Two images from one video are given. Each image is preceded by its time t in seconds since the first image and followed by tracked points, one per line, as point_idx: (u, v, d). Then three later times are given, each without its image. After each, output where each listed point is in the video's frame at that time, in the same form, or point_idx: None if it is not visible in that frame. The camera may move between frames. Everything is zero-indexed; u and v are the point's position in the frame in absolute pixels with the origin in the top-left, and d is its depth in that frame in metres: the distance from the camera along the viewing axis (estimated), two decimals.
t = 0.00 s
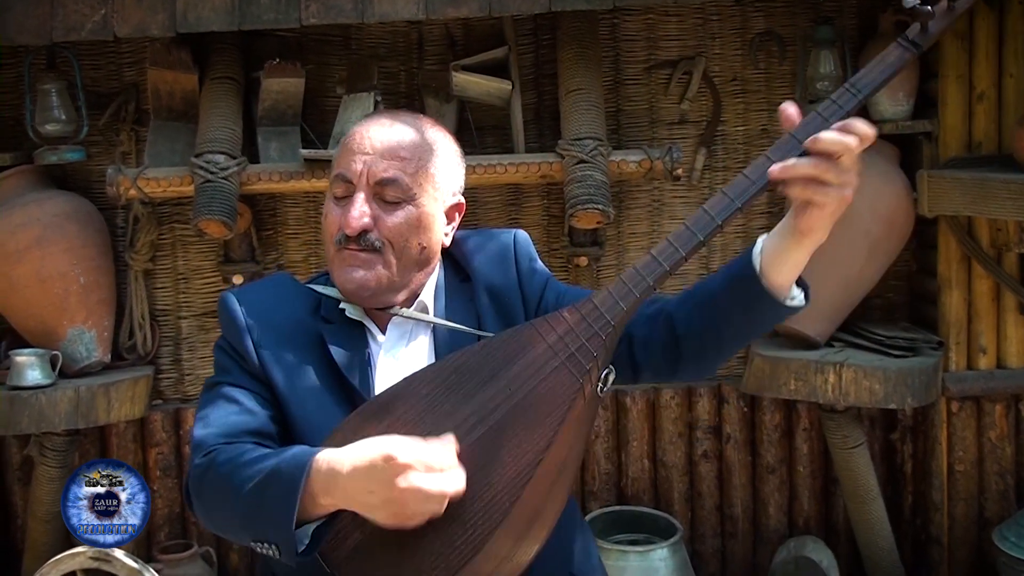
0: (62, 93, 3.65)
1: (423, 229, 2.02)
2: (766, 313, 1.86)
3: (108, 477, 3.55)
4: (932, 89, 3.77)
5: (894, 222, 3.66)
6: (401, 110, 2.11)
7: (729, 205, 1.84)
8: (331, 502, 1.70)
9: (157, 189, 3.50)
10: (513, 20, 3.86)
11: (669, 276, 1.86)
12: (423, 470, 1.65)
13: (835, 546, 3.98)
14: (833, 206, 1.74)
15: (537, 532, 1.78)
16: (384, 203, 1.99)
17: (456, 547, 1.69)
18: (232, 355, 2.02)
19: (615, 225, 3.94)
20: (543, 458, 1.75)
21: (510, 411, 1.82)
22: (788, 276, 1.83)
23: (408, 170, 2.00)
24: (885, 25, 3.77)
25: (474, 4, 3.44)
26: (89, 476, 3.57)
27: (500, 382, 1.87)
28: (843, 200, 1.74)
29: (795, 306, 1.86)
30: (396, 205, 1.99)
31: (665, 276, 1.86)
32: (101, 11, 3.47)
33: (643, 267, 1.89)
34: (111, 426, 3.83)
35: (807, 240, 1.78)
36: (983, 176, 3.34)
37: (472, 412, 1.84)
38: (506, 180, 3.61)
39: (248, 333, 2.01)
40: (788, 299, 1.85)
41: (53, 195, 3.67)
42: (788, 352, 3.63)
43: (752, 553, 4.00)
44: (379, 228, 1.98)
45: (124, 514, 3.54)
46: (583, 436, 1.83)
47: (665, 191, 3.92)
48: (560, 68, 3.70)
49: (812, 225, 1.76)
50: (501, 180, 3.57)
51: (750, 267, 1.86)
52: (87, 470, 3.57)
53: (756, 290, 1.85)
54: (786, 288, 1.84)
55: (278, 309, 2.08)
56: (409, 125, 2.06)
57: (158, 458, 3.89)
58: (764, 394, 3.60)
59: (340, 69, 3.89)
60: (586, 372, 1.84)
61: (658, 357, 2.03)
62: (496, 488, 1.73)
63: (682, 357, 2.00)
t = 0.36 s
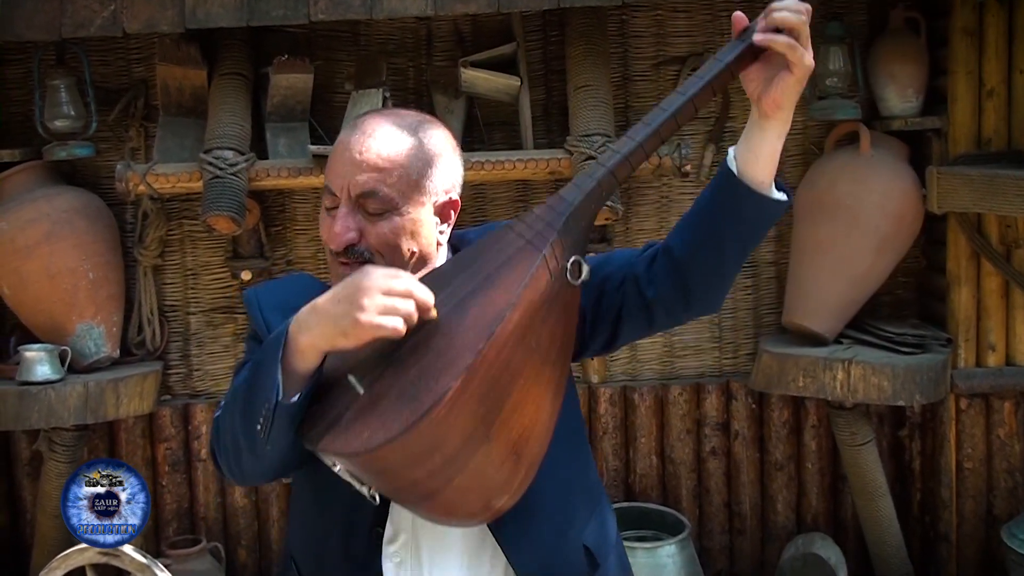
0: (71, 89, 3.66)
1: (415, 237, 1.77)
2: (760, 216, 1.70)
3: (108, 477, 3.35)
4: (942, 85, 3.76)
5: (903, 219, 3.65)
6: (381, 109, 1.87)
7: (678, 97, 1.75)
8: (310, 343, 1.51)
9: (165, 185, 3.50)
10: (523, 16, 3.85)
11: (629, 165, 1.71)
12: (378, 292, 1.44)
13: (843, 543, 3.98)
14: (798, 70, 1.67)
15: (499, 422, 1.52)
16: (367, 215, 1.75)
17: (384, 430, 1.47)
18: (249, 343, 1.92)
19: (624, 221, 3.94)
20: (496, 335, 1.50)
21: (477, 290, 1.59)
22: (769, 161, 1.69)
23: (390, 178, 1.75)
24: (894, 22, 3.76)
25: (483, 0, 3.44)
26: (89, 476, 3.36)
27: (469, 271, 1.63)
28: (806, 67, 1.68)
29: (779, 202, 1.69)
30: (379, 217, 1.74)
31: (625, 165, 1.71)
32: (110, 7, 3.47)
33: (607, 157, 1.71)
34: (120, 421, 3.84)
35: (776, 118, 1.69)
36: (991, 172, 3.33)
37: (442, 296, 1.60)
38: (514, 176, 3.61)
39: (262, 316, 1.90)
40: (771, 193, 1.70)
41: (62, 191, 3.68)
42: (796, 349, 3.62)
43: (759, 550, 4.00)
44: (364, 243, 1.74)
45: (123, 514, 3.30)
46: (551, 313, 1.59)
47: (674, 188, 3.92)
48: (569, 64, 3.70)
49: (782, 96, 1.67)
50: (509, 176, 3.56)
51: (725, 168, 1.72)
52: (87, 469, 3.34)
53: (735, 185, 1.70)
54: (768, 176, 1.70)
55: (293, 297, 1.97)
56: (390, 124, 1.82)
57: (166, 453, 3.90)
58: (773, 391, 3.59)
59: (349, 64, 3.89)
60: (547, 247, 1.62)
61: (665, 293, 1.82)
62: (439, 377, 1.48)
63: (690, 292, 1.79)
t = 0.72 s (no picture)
0: (78, 85, 3.66)
1: (425, 271, 1.60)
2: (767, 231, 1.61)
3: (108, 478, 3.23)
4: (949, 84, 3.76)
5: (910, 218, 3.64)
6: (376, 138, 1.66)
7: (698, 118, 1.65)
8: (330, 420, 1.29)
9: (172, 181, 3.51)
10: (530, 14, 3.86)
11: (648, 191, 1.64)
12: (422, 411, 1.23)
13: (848, 542, 3.97)
14: (804, 96, 1.57)
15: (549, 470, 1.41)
16: (375, 256, 1.56)
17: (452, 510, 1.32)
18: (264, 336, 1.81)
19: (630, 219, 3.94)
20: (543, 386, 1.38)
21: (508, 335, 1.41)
22: (774, 182, 1.60)
23: (399, 216, 1.55)
24: (902, 21, 3.76)
25: None
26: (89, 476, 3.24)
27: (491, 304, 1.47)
28: (816, 90, 1.57)
29: (787, 216, 1.61)
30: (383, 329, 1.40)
31: (644, 193, 1.63)
32: (118, 3, 3.47)
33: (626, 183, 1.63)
34: (126, 417, 3.84)
35: (785, 140, 1.60)
36: (998, 170, 3.33)
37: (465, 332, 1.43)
38: (520, 173, 3.61)
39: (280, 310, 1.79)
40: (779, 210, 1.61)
41: (69, 186, 3.68)
42: (802, 347, 3.62)
43: (764, 549, 4.00)
44: (373, 282, 1.56)
45: (124, 514, 3.18)
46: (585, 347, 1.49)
47: (681, 185, 3.91)
48: (576, 62, 3.70)
49: (789, 120, 1.58)
50: (515, 173, 3.56)
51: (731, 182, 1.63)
52: (87, 469, 3.23)
53: (742, 199, 1.60)
54: (775, 195, 1.60)
55: (311, 291, 1.85)
56: (396, 156, 1.59)
57: (172, 449, 3.90)
58: (778, 390, 3.59)
59: (356, 61, 3.90)
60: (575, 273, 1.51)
61: (673, 302, 1.73)
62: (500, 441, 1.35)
63: (699, 302, 1.70)
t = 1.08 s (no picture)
0: (79, 82, 3.65)
1: (445, 207, 1.94)
2: (716, 274, 1.73)
3: (108, 478, 3.16)
4: (950, 82, 3.76)
5: (909, 216, 3.64)
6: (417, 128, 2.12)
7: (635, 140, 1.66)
8: (313, 472, 1.63)
9: (173, 179, 3.51)
10: (530, 12, 3.86)
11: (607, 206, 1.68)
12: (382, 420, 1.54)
13: (848, 540, 3.98)
14: (731, 135, 1.63)
15: (530, 482, 1.69)
16: (402, 183, 1.94)
17: (444, 519, 1.63)
18: (270, 365, 1.88)
19: (630, 217, 3.94)
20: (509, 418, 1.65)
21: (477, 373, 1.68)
22: (717, 224, 1.72)
23: (425, 155, 1.97)
24: (902, 19, 3.76)
25: None
26: (89, 476, 3.17)
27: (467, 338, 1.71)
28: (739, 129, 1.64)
29: (739, 253, 1.73)
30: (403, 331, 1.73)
31: (605, 207, 1.68)
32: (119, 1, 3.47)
33: (585, 194, 1.69)
34: (126, 414, 3.84)
35: (715, 179, 1.69)
36: (998, 168, 3.33)
37: (445, 374, 1.69)
38: (521, 171, 3.60)
39: (287, 341, 1.87)
40: (731, 246, 1.74)
41: (69, 184, 3.68)
42: (802, 345, 3.62)
43: (764, 547, 4.00)
44: (400, 201, 1.91)
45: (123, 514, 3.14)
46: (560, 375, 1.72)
47: (681, 183, 3.91)
48: (576, 60, 3.70)
49: (713, 161, 1.67)
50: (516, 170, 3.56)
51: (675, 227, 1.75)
52: (87, 468, 3.16)
53: (683, 247, 1.74)
54: (724, 237, 1.73)
55: (311, 315, 1.93)
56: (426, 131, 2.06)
57: (172, 446, 3.90)
58: (778, 388, 3.59)
59: (357, 59, 3.90)
60: (545, 312, 1.69)
61: (642, 337, 1.88)
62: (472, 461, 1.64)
63: (666, 334, 1.85)
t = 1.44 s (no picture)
0: (77, 81, 3.65)
1: (449, 203, 1.92)
2: (720, 202, 1.66)
3: (108, 477, 3.14)
4: (948, 80, 3.76)
5: (908, 214, 3.64)
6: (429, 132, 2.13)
7: (621, 120, 1.66)
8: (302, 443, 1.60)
9: (172, 177, 3.51)
10: (529, 11, 3.86)
11: (595, 183, 1.67)
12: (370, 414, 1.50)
13: (847, 538, 3.98)
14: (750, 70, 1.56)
15: (509, 457, 1.65)
16: (406, 180, 1.94)
17: (415, 485, 1.58)
18: (277, 348, 1.88)
19: (629, 215, 3.94)
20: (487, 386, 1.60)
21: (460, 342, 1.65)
22: (735, 153, 1.65)
23: (430, 153, 1.97)
24: (901, 17, 3.76)
25: None
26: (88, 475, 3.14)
27: (449, 314, 1.68)
28: (760, 63, 1.57)
29: (748, 184, 1.66)
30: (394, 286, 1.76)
31: (592, 186, 1.67)
32: None
33: (570, 175, 1.68)
34: (125, 413, 3.84)
35: (736, 113, 1.63)
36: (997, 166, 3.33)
37: (426, 347, 1.67)
38: (520, 169, 3.60)
39: (296, 332, 1.86)
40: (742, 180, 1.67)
41: (68, 182, 3.68)
42: (800, 344, 3.62)
43: (763, 544, 4.01)
44: (402, 197, 1.90)
45: (123, 514, 3.13)
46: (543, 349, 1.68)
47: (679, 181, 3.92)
48: (575, 58, 3.70)
49: (736, 93, 1.61)
50: (515, 169, 3.56)
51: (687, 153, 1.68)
52: (87, 468, 3.14)
53: (698, 171, 1.66)
54: (736, 167, 1.66)
55: (317, 305, 1.93)
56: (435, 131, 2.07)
57: (171, 445, 3.90)
58: (777, 386, 3.59)
59: (355, 58, 3.90)
60: (528, 287, 1.67)
61: (645, 280, 1.78)
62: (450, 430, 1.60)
63: (663, 272, 1.75)
